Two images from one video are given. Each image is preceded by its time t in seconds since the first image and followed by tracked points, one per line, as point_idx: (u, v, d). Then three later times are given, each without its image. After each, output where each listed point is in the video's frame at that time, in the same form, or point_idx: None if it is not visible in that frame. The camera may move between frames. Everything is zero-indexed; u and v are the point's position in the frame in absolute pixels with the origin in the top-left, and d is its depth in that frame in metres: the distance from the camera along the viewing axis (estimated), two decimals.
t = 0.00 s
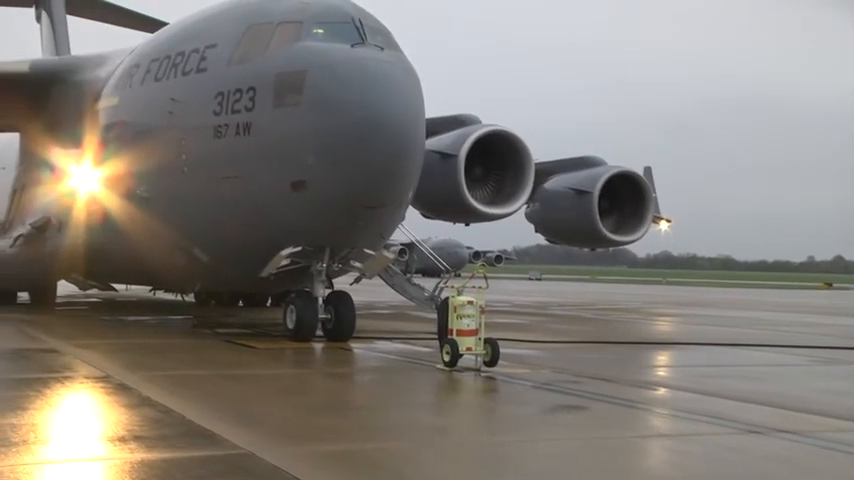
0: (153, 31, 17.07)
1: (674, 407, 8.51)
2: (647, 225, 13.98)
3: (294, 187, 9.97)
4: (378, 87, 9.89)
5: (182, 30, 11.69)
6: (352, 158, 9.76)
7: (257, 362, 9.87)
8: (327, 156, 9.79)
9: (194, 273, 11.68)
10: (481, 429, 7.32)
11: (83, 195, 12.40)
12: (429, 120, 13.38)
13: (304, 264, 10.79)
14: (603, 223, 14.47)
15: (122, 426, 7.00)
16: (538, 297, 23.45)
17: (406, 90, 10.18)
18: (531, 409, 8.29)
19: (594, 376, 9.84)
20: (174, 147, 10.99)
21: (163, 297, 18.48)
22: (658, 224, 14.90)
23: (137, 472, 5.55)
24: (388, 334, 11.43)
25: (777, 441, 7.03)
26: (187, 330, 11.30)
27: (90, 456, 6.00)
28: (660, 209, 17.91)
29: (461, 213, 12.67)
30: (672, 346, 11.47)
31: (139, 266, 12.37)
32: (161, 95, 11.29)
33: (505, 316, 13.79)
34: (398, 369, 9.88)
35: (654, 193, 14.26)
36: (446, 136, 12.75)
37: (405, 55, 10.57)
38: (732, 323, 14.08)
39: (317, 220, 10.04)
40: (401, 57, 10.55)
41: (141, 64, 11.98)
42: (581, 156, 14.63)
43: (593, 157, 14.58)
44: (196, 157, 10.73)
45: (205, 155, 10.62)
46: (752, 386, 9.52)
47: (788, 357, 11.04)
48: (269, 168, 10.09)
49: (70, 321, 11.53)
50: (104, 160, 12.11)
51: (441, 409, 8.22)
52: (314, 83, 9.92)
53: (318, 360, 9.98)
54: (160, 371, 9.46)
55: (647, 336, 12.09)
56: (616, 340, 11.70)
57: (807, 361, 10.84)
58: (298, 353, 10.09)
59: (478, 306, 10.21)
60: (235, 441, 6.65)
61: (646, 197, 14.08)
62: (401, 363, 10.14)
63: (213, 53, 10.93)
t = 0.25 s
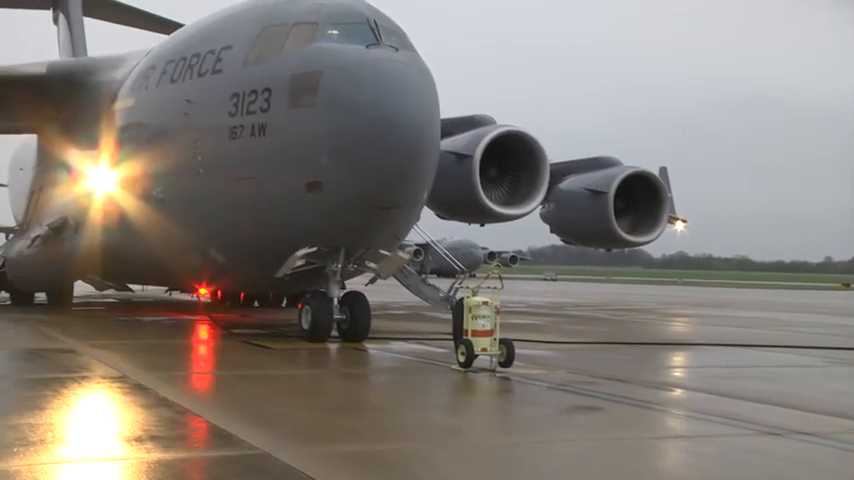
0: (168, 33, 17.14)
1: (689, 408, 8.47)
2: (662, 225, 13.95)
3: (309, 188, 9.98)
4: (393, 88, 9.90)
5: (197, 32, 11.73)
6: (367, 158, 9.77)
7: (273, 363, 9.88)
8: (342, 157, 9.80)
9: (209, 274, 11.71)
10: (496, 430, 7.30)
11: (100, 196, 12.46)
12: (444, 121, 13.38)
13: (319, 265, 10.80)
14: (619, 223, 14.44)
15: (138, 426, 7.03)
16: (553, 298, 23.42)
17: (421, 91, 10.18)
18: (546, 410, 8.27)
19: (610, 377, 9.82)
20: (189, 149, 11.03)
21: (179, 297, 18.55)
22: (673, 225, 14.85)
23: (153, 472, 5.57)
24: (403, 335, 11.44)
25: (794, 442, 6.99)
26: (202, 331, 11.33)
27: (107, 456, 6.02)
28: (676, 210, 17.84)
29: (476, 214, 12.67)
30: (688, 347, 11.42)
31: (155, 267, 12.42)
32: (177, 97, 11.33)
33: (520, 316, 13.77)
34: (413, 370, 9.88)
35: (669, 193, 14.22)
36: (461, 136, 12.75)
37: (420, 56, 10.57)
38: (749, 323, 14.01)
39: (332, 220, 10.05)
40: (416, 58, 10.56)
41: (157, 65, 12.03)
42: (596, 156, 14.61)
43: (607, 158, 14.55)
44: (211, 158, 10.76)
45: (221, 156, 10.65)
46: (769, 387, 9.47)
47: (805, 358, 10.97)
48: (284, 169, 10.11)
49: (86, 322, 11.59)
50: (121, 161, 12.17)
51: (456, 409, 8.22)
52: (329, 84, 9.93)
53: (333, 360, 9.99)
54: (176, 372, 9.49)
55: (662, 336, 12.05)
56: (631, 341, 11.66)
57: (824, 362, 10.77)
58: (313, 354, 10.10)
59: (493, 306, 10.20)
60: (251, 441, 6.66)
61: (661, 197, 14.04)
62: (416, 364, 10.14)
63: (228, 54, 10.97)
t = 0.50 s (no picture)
0: (181, 33, 17.19)
1: (703, 409, 8.45)
2: (676, 225, 13.92)
3: (322, 187, 9.99)
4: (405, 88, 9.90)
5: (211, 33, 11.76)
6: (380, 158, 9.77)
7: (286, 363, 9.89)
8: (355, 157, 9.80)
9: (223, 274, 11.74)
10: (510, 430, 7.30)
11: (114, 196, 12.51)
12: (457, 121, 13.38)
13: (333, 265, 10.81)
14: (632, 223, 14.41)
15: (153, 426, 7.05)
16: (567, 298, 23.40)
17: (434, 91, 10.18)
18: (559, 410, 8.25)
19: (624, 378, 9.79)
20: (203, 149, 11.05)
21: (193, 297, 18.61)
22: (687, 225, 14.80)
23: (167, 471, 5.58)
24: (417, 335, 11.44)
25: (809, 443, 6.96)
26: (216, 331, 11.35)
27: (121, 455, 6.04)
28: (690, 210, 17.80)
29: (490, 214, 12.66)
30: (702, 347, 11.38)
31: (168, 267, 12.45)
32: (191, 97, 11.36)
33: (532, 316, 13.76)
34: (426, 370, 9.88)
35: (683, 193, 14.18)
36: (474, 136, 12.74)
37: (433, 56, 10.58)
38: (763, 324, 13.95)
39: (345, 220, 10.06)
40: (429, 58, 10.56)
41: (171, 66, 12.06)
42: (609, 156, 14.57)
43: (621, 158, 14.51)
44: (225, 159, 10.78)
45: (234, 156, 10.67)
46: (783, 387, 9.43)
47: (820, 359, 10.92)
48: (297, 169, 10.12)
49: (101, 322, 11.64)
50: (135, 162, 12.21)
51: (469, 409, 8.21)
52: (342, 84, 9.94)
53: (346, 361, 9.99)
54: (190, 372, 9.51)
55: (676, 337, 12.01)
56: (644, 341, 11.64)
57: (839, 362, 10.72)
58: (326, 354, 10.11)
59: (506, 306, 10.20)
60: (265, 441, 6.67)
61: (675, 197, 14.00)
62: (429, 364, 10.14)
63: (241, 55, 10.99)
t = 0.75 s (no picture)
0: (197, 36, 17.26)
1: (720, 411, 8.41)
2: (693, 226, 13.89)
3: (338, 190, 10.00)
4: (421, 90, 9.91)
5: (228, 35, 11.81)
6: (396, 160, 9.78)
7: (302, 364, 9.91)
8: (371, 159, 9.81)
9: (239, 276, 11.77)
10: (526, 432, 7.28)
11: (132, 198, 12.57)
12: (472, 123, 13.38)
13: (349, 267, 10.82)
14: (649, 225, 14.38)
15: (169, 427, 7.07)
16: (584, 300, 23.36)
17: (450, 93, 10.19)
18: (576, 412, 8.23)
19: (640, 380, 9.76)
20: (220, 152, 11.09)
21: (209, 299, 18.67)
22: (703, 226, 14.75)
23: (184, 473, 5.60)
24: (433, 337, 11.43)
25: (828, 446, 6.91)
26: (232, 333, 11.37)
27: (139, 457, 6.07)
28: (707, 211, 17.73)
29: (506, 216, 12.65)
30: (719, 349, 11.33)
31: (185, 269, 12.50)
32: (207, 100, 11.40)
33: (548, 318, 13.74)
34: (442, 372, 9.87)
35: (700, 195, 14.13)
36: (490, 138, 12.73)
37: (449, 58, 10.58)
38: (780, 326, 13.89)
39: (361, 222, 10.07)
40: (445, 60, 10.57)
41: (188, 69, 12.11)
42: (625, 158, 14.54)
43: (637, 160, 14.47)
44: (242, 161, 10.81)
45: (251, 159, 10.71)
46: (801, 390, 9.37)
47: (839, 361, 10.85)
48: (313, 171, 10.13)
49: (118, 323, 11.69)
50: (152, 164, 12.26)
51: (486, 411, 8.20)
52: (358, 87, 9.95)
53: (362, 363, 9.99)
54: (207, 374, 9.54)
55: (693, 339, 11.97)
56: (661, 344, 11.60)
57: None
58: (342, 356, 10.12)
59: (522, 308, 10.19)
60: (282, 443, 6.68)
61: (692, 199, 13.96)
62: (445, 366, 10.13)
63: (258, 58, 11.02)
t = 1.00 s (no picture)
0: (210, 37, 17.30)
1: (734, 412, 8.38)
2: (707, 227, 13.85)
3: (351, 190, 10.00)
4: (434, 90, 9.90)
5: (241, 36, 11.83)
6: (409, 161, 9.78)
7: (315, 365, 9.92)
8: (384, 160, 9.81)
9: (252, 276, 11.79)
10: (539, 433, 7.27)
11: (145, 199, 12.60)
12: (485, 123, 13.37)
13: (361, 267, 10.83)
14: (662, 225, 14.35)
15: (183, 427, 7.09)
16: (597, 300, 23.33)
17: (462, 93, 10.18)
18: (589, 413, 8.22)
19: (654, 380, 9.73)
20: (233, 152, 11.11)
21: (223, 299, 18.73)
22: (717, 226, 14.70)
23: (197, 473, 5.61)
24: (446, 337, 11.43)
25: (843, 448, 6.87)
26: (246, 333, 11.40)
27: (152, 456, 6.09)
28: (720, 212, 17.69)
29: (519, 216, 12.64)
30: (733, 350, 11.30)
31: (198, 269, 12.52)
32: (221, 100, 11.43)
33: (561, 319, 13.72)
34: (455, 372, 9.87)
35: (714, 196, 14.10)
36: (503, 138, 12.73)
37: (462, 58, 10.58)
38: (794, 326, 13.83)
39: (374, 223, 10.07)
40: (458, 60, 10.57)
41: (201, 69, 12.14)
42: (638, 158, 14.50)
43: (650, 159, 14.43)
44: (255, 161, 10.83)
45: (264, 159, 10.72)
46: (815, 391, 9.33)
47: None
48: (325, 171, 10.14)
49: (132, 324, 11.73)
50: (165, 165, 12.29)
51: (499, 412, 8.19)
52: (371, 87, 9.96)
53: (375, 363, 9.99)
54: (220, 374, 9.55)
55: (706, 340, 11.93)
56: (675, 344, 11.56)
57: None
58: (355, 356, 10.12)
59: (535, 309, 10.18)
60: (295, 443, 6.68)
61: (706, 199, 13.93)
62: (458, 366, 10.12)
63: (271, 58, 11.04)
